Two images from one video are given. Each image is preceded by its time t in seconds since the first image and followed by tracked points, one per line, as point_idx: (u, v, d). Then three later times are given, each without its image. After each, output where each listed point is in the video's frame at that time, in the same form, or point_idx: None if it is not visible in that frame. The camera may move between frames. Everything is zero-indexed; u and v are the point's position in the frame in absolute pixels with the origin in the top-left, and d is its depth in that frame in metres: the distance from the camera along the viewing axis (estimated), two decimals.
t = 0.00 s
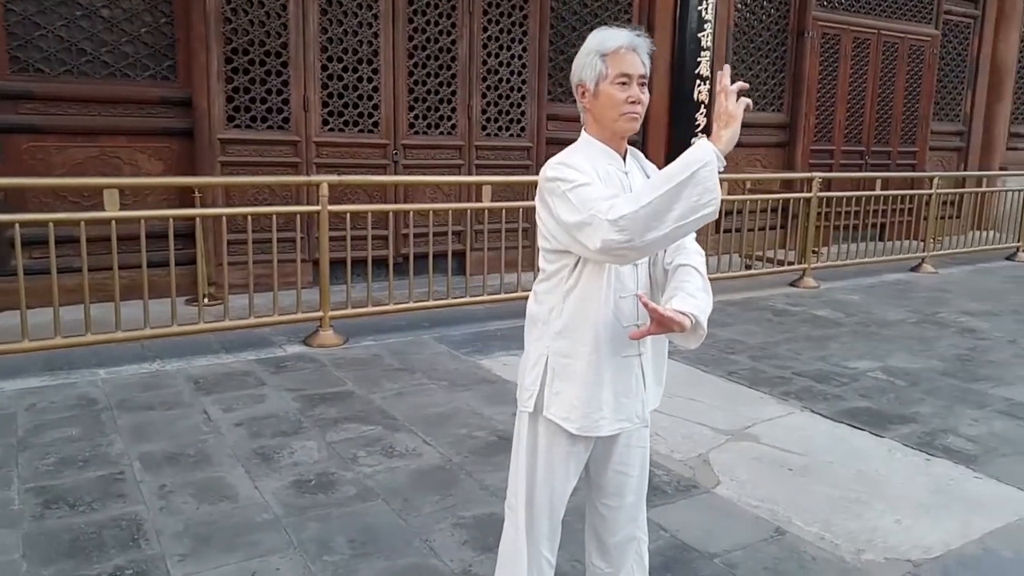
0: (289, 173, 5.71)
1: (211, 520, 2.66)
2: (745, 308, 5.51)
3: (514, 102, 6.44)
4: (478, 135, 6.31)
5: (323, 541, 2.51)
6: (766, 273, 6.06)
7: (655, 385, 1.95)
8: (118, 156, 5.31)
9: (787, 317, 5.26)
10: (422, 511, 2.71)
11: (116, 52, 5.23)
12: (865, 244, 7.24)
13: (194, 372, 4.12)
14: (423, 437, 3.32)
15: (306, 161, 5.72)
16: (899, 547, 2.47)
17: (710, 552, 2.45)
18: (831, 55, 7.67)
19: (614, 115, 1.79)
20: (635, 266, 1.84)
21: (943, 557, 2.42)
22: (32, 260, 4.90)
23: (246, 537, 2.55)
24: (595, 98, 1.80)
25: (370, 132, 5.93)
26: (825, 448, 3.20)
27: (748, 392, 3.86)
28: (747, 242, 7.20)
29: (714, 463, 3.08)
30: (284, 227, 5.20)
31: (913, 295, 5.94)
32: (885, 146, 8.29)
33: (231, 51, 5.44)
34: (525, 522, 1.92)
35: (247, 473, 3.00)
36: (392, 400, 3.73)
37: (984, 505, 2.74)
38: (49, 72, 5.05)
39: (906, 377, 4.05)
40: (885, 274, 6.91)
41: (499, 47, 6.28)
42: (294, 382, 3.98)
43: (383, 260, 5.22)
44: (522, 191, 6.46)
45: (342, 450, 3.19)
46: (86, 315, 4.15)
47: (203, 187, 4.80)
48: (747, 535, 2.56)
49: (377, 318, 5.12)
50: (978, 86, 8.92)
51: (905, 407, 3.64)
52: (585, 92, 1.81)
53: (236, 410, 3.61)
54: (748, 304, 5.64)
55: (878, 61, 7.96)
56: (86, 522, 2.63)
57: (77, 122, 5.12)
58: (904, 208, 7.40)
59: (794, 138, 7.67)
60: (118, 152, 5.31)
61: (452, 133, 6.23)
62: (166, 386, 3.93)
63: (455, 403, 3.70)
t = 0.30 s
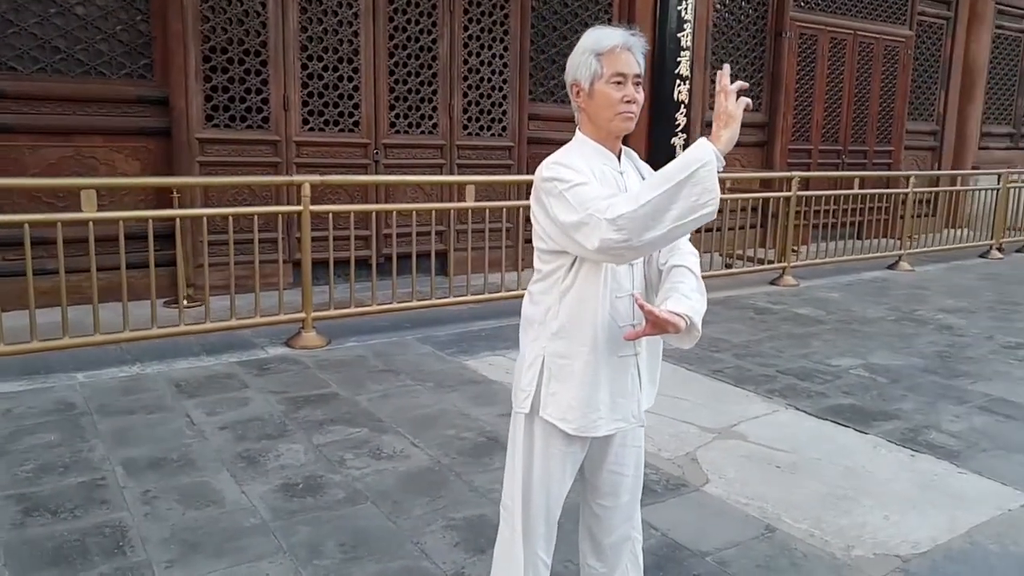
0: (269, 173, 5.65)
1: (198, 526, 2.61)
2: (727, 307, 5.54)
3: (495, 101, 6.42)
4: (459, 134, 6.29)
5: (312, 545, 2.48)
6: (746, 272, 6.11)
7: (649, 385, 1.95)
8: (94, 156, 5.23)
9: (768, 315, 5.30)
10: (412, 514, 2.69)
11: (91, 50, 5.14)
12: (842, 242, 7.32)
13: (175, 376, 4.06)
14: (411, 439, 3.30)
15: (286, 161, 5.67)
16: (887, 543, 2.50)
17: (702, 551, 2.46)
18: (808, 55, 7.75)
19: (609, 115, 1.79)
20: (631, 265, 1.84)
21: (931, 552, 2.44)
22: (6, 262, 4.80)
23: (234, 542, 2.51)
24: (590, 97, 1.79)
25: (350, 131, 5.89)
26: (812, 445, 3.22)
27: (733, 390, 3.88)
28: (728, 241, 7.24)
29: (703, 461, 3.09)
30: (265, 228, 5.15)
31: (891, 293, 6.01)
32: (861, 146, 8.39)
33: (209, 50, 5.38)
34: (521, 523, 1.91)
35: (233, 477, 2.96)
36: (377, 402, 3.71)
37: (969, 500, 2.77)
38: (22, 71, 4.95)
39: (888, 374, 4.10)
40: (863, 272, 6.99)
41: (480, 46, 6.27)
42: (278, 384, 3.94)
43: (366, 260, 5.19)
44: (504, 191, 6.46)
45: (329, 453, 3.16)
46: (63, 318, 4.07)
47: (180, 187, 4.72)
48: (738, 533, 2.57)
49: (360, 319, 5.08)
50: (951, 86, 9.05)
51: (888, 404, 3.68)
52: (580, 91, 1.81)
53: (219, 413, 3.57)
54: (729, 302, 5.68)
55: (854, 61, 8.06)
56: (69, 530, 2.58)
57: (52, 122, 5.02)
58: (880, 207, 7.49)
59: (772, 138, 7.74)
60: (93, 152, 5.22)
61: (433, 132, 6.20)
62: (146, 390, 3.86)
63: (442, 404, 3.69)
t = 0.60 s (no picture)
0: (246, 173, 5.58)
1: (183, 532, 2.57)
2: (707, 305, 5.58)
3: (474, 100, 6.40)
4: (438, 133, 6.26)
5: (302, 549, 2.45)
6: (725, 270, 6.16)
7: (644, 385, 1.96)
8: (66, 155, 5.13)
9: (747, 313, 5.34)
10: (402, 516, 2.67)
11: (62, 48, 5.04)
12: (817, 240, 7.41)
13: (153, 379, 4.00)
14: (397, 441, 3.27)
15: (263, 161, 5.60)
16: (874, 538, 2.53)
17: (693, 548, 2.47)
18: (783, 54, 7.82)
19: (604, 114, 1.78)
20: (627, 264, 1.84)
21: (918, 546, 2.48)
22: None
23: (221, 548, 2.47)
24: (585, 96, 1.78)
25: (329, 130, 5.84)
26: (796, 441, 3.25)
27: (717, 387, 3.91)
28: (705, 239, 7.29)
29: (690, 459, 3.10)
30: (244, 228, 5.09)
31: (866, 290, 6.10)
32: (835, 145, 8.49)
33: (184, 48, 5.30)
34: (517, 524, 1.90)
35: (218, 482, 2.92)
36: (361, 403, 3.68)
37: (951, 494, 2.81)
38: None
39: (867, 371, 4.15)
40: (838, 270, 7.08)
41: (459, 45, 6.25)
42: (259, 387, 3.89)
43: (346, 261, 5.14)
44: (483, 191, 6.44)
45: (315, 456, 3.13)
46: (36, 321, 3.98)
47: (156, 188, 4.64)
48: (727, 530, 2.59)
49: (341, 320, 5.04)
50: (921, 86, 9.18)
51: (868, 400, 3.72)
52: (575, 90, 1.80)
53: (200, 417, 3.52)
54: (708, 300, 5.72)
55: (828, 62, 8.16)
56: (50, 538, 2.52)
57: (22, 121, 4.92)
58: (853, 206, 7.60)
59: (748, 137, 7.80)
60: (66, 152, 5.12)
61: (412, 132, 6.17)
62: (124, 394, 3.80)
63: (427, 405, 3.67)
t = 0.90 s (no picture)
0: (219, 173, 5.50)
1: (165, 539, 2.52)
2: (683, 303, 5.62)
3: (449, 100, 6.37)
4: (414, 132, 6.23)
5: (288, 554, 2.42)
6: (701, 268, 6.21)
7: (636, 385, 1.96)
8: (32, 155, 5.01)
9: (724, 311, 5.39)
10: (388, 519, 2.65)
11: (28, 45, 4.92)
12: (790, 238, 7.50)
13: (128, 383, 3.92)
14: (380, 443, 3.25)
15: (237, 161, 5.52)
16: (858, 532, 2.56)
17: (681, 546, 2.48)
18: (755, 54, 7.90)
19: (597, 114, 1.78)
20: (619, 264, 1.84)
21: (900, 539, 2.51)
22: None
23: (205, 554, 2.43)
24: (577, 96, 1.78)
25: (303, 130, 5.78)
26: (778, 438, 3.29)
27: (697, 385, 3.93)
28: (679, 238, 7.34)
29: (674, 456, 3.12)
30: (218, 228, 5.02)
31: (838, 288, 6.19)
32: (806, 144, 8.61)
33: (154, 46, 5.21)
34: (511, 525, 1.89)
35: (198, 487, 2.87)
36: (342, 406, 3.64)
37: (930, 487, 2.86)
38: None
39: (844, 367, 4.21)
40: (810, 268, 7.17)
41: (434, 44, 6.23)
42: (237, 390, 3.84)
43: (323, 262, 5.09)
44: (459, 191, 6.42)
45: (297, 459, 3.09)
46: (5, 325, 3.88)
47: (127, 189, 4.54)
48: (714, 527, 2.60)
49: (318, 322, 4.99)
50: (889, 87, 9.35)
51: (846, 396, 3.78)
52: (566, 90, 1.80)
53: (177, 422, 3.46)
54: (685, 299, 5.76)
55: (798, 62, 8.26)
56: (27, 548, 2.46)
57: None
58: (824, 204, 7.71)
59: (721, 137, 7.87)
60: (32, 151, 5.00)
61: (387, 131, 6.13)
62: (98, 399, 3.72)
63: (408, 406, 3.65)
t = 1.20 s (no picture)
0: (191, 173, 5.42)
1: (145, 546, 2.48)
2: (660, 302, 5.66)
3: (424, 99, 6.34)
4: (388, 132, 6.19)
5: (273, 559, 2.40)
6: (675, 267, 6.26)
7: (626, 385, 1.96)
8: None
9: (699, 309, 5.44)
10: (373, 522, 2.63)
11: None
12: (762, 237, 7.59)
13: (100, 388, 3.85)
14: (361, 445, 3.22)
15: (209, 161, 5.45)
16: (840, 527, 2.59)
17: (667, 544, 2.50)
18: (726, 54, 7.98)
19: (586, 113, 1.78)
20: (609, 265, 1.85)
21: (881, 533, 2.55)
22: None
23: (187, 560, 2.39)
24: (566, 96, 1.78)
25: (276, 129, 5.71)
26: (757, 435, 3.32)
27: (676, 383, 3.96)
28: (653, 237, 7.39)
29: (656, 454, 3.14)
30: (191, 229, 4.94)
31: (810, 285, 6.28)
32: (776, 144, 8.71)
33: (123, 44, 5.11)
34: (502, 526, 1.88)
35: (178, 493, 2.82)
36: (322, 408, 3.61)
37: (908, 481, 2.91)
38: None
39: (819, 364, 4.26)
40: (782, 267, 7.26)
41: (409, 43, 6.20)
42: (214, 393, 3.78)
43: (300, 262, 5.04)
44: (435, 190, 6.40)
45: (278, 463, 3.06)
46: None
47: (97, 189, 4.44)
48: (699, 524, 2.62)
49: (295, 323, 4.94)
50: (856, 87, 9.50)
51: (822, 392, 3.83)
52: (555, 90, 1.80)
53: (154, 426, 3.40)
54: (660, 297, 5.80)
55: (769, 62, 8.36)
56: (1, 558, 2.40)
57: None
58: (795, 203, 7.81)
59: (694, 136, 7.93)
60: None
61: (362, 130, 6.09)
62: (71, 404, 3.64)
63: (389, 408, 3.62)
